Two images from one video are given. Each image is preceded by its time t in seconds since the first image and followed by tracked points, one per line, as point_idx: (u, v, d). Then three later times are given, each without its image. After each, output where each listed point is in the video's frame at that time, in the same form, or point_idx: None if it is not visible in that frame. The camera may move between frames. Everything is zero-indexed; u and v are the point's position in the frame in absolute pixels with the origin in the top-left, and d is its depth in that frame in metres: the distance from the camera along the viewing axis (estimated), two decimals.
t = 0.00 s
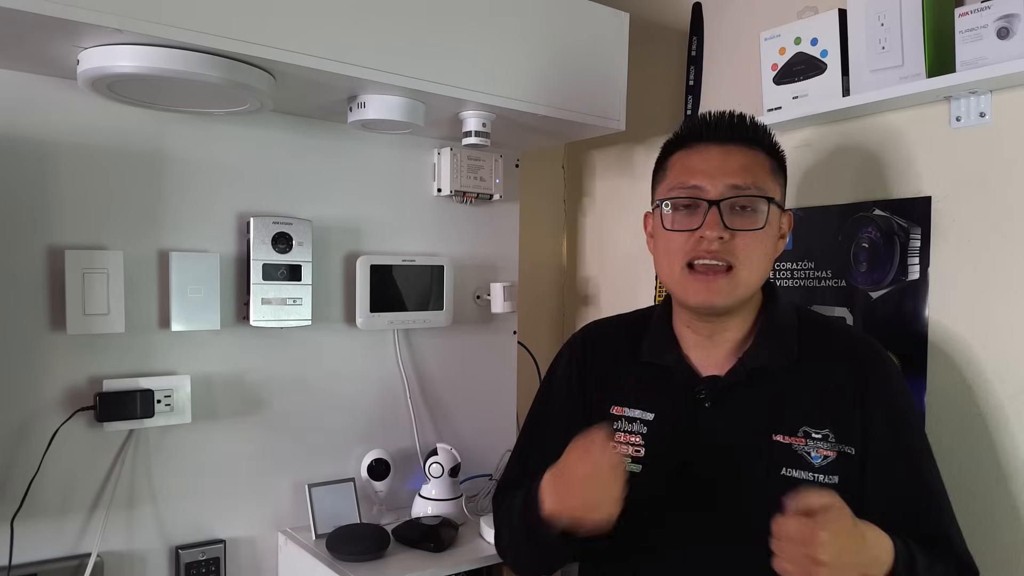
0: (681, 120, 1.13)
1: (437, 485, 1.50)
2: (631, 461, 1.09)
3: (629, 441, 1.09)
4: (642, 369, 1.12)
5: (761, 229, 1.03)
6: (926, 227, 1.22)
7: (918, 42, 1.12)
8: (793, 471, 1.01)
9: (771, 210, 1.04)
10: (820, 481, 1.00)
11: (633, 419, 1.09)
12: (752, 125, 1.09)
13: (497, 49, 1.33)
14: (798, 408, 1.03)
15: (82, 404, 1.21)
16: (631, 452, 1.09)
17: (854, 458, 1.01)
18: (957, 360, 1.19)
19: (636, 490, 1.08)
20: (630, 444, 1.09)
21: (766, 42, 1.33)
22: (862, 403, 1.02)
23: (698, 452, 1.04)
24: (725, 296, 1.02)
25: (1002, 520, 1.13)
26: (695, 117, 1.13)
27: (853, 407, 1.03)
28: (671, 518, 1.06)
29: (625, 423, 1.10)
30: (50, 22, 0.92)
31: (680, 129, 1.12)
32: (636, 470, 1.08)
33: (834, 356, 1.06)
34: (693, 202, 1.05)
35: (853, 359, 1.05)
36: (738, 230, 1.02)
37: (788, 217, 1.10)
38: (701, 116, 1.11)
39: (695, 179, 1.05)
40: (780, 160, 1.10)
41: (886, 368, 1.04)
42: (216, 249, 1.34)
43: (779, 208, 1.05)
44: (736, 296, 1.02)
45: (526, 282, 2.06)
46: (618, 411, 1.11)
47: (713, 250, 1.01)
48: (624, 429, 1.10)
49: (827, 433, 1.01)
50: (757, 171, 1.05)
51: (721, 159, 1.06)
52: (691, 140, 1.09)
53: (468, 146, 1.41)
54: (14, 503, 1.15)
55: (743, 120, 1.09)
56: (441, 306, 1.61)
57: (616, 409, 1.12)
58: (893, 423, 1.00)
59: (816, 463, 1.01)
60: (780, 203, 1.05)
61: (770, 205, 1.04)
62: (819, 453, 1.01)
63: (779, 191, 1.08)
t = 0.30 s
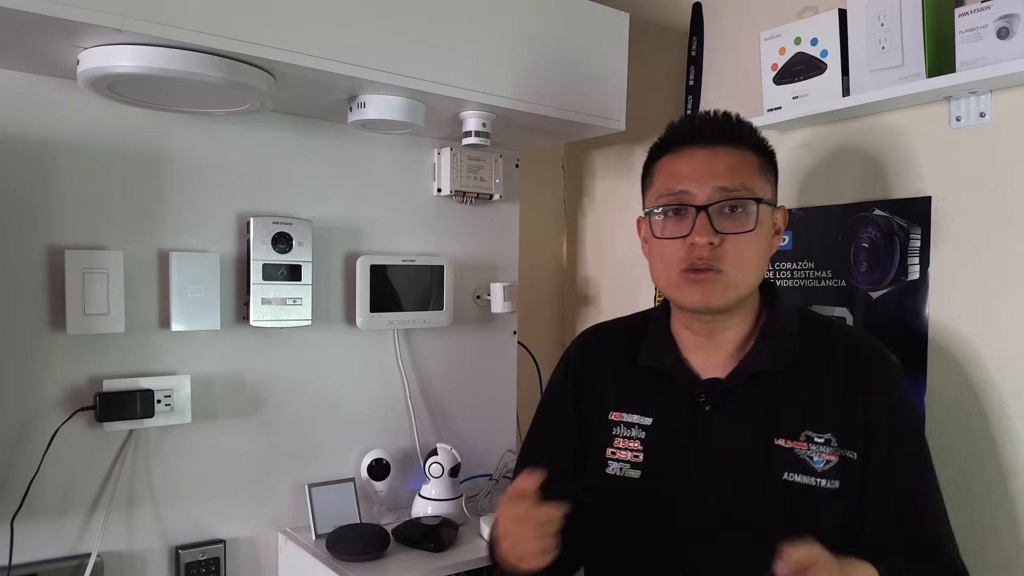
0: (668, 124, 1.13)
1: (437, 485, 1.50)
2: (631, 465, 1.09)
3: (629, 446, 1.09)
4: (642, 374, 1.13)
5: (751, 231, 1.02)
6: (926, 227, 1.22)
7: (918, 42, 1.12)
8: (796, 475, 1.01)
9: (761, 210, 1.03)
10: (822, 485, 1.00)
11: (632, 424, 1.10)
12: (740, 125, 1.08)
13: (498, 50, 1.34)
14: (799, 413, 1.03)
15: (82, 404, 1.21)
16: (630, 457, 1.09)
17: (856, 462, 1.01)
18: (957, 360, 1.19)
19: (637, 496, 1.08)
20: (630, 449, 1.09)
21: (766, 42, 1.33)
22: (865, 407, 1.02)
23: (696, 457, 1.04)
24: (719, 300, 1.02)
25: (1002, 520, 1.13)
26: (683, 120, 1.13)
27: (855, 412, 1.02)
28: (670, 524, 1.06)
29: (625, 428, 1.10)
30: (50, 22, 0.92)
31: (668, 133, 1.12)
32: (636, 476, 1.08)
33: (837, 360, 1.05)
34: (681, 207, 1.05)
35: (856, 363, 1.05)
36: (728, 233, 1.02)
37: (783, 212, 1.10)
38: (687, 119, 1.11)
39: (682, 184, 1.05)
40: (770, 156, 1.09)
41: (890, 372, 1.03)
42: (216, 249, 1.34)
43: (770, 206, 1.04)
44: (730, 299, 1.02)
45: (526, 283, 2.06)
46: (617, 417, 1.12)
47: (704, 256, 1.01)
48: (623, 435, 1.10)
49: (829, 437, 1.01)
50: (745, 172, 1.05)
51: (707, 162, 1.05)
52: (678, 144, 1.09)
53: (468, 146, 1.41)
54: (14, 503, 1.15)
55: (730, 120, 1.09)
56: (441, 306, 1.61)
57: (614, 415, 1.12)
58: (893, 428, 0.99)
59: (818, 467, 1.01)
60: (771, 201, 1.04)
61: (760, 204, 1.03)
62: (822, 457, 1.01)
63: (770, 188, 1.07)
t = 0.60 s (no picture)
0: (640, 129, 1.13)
1: (437, 485, 1.50)
2: (621, 467, 1.09)
3: (619, 447, 1.10)
4: (633, 375, 1.13)
5: (726, 228, 1.02)
6: (926, 227, 1.22)
7: (918, 42, 1.12)
8: (781, 480, 1.00)
9: (735, 207, 1.03)
10: (808, 491, 0.99)
11: (621, 425, 1.11)
12: (710, 123, 1.08)
13: (497, 50, 1.33)
14: (786, 417, 1.02)
15: (83, 404, 1.21)
16: (619, 459, 1.09)
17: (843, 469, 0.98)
18: (956, 361, 1.19)
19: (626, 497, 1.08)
20: (619, 451, 1.10)
21: (766, 42, 1.33)
22: (854, 413, 0.99)
23: (682, 459, 1.03)
24: (701, 301, 1.02)
25: (1001, 520, 1.13)
26: (655, 123, 1.12)
27: (843, 417, 1.00)
28: (661, 527, 1.05)
29: (614, 430, 1.11)
30: (49, 22, 0.92)
31: (641, 138, 1.12)
32: (624, 478, 1.09)
33: (826, 365, 1.03)
34: (656, 211, 1.05)
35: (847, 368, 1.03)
36: (703, 233, 1.02)
37: (764, 206, 1.08)
38: (657, 122, 1.11)
39: (655, 187, 1.05)
40: (744, 152, 1.08)
41: (880, 377, 1.00)
42: (217, 249, 1.34)
43: (745, 202, 1.04)
44: (711, 299, 1.02)
45: (527, 284, 2.05)
46: (607, 419, 1.13)
47: (680, 258, 1.01)
48: (613, 436, 1.11)
49: (816, 442, 1.00)
50: (716, 170, 1.04)
51: (676, 163, 1.05)
52: (650, 148, 1.09)
53: (468, 145, 1.41)
54: (14, 503, 1.15)
55: (699, 119, 1.08)
56: (441, 306, 1.61)
57: (605, 417, 1.13)
58: (878, 435, 0.96)
59: (804, 472, 0.99)
60: (745, 196, 1.04)
61: (733, 201, 1.03)
62: (808, 462, 0.99)
63: (746, 184, 1.06)
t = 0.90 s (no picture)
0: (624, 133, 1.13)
1: (437, 485, 1.50)
2: (616, 468, 1.10)
3: (614, 449, 1.11)
4: (627, 377, 1.14)
5: (711, 230, 1.01)
6: (926, 227, 1.22)
7: (918, 42, 1.12)
8: (773, 475, 1.00)
9: (719, 208, 1.02)
10: (800, 486, 0.98)
11: (617, 427, 1.12)
12: (693, 125, 1.07)
13: (497, 50, 1.34)
14: (777, 413, 1.02)
15: (83, 404, 1.21)
16: (615, 460, 1.11)
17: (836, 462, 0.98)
18: (956, 361, 1.19)
19: (623, 496, 1.09)
20: (614, 452, 1.11)
21: (766, 42, 1.33)
22: (844, 406, 0.99)
23: (675, 460, 1.04)
24: (688, 302, 1.01)
25: (1001, 520, 1.13)
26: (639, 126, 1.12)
27: (834, 411, 1.00)
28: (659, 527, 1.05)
29: (610, 431, 1.12)
30: (49, 22, 0.92)
31: (625, 141, 1.12)
32: (620, 478, 1.10)
33: (816, 358, 1.03)
34: (642, 214, 1.05)
35: (836, 360, 1.02)
36: (689, 235, 1.01)
37: (749, 206, 1.08)
38: (640, 125, 1.11)
39: (639, 191, 1.05)
40: (728, 152, 1.08)
41: (869, 368, 0.99)
42: (217, 249, 1.34)
43: (730, 203, 1.03)
44: (699, 301, 1.02)
45: (527, 284, 2.06)
46: (603, 421, 1.14)
47: (667, 260, 1.01)
48: (609, 438, 1.12)
49: (807, 437, 0.99)
50: (699, 172, 1.04)
51: (660, 166, 1.05)
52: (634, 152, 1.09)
53: (468, 146, 1.41)
54: (14, 503, 1.15)
55: (682, 122, 1.08)
56: (441, 306, 1.61)
57: (601, 418, 1.14)
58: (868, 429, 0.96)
59: (795, 467, 0.99)
60: (729, 197, 1.03)
61: (717, 202, 1.02)
62: (799, 457, 0.99)
63: (730, 185, 1.06)
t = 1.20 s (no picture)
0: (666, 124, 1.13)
1: (437, 485, 1.50)
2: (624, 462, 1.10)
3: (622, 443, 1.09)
4: (634, 371, 1.12)
5: (743, 232, 1.02)
6: (926, 227, 1.22)
7: (918, 42, 1.12)
8: (781, 469, 1.01)
9: (754, 212, 1.03)
10: (808, 478, 1.00)
11: (624, 421, 1.09)
12: (737, 128, 1.09)
13: (498, 50, 1.34)
14: (785, 407, 1.03)
15: (83, 404, 1.21)
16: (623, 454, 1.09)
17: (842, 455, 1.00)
18: (957, 361, 1.19)
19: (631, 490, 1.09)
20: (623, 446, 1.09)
21: (766, 42, 1.33)
22: (849, 400, 1.01)
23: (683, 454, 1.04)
24: (710, 299, 1.02)
25: (1002, 520, 1.13)
26: (681, 120, 1.13)
27: (839, 405, 1.02)
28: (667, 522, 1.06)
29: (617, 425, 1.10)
30: (50, 22, 0.92)
31: (666, 133, 1.12)
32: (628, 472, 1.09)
33: (820, 354, 1.05)
34: (675, 205, 1.05)
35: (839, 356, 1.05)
36: (721, 233, 1.02)
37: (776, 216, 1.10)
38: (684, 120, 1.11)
39: (678, 183, 1.05)
40: (765, 160, 1.09)
41: (872, 363, 1.03)
42: (217, 249, 1.34)
43: (763, 209, 1.05)
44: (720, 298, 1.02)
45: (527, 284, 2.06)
46: (610, 415, 1.12)
47: (695, 255, 1.01)
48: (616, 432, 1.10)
49: (813, 430, 1.01)
50: (740, 174, 1.05)
51: (703, 162, 1.05)
52: (675, 144, 1.09)
53: (468, 146, 1.41)
54: (14, 504, 1.15)
55: (727, 122, 1.09)
56: (441, 306, 1.61)
57: (607, 412, 1.12)
58: (874, 421, 0.98)
59: (802, 460, 1.01)
60: (764, 204, 1.05)
61: (753, 206, 1.03)
62: (805, 450, 1.01)
63: (764, 191, 1.07)
